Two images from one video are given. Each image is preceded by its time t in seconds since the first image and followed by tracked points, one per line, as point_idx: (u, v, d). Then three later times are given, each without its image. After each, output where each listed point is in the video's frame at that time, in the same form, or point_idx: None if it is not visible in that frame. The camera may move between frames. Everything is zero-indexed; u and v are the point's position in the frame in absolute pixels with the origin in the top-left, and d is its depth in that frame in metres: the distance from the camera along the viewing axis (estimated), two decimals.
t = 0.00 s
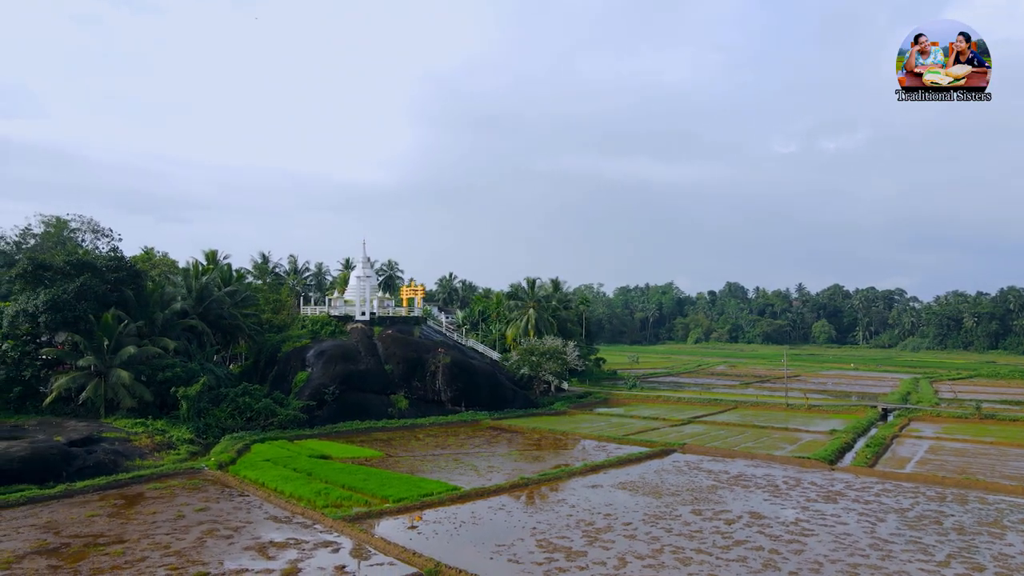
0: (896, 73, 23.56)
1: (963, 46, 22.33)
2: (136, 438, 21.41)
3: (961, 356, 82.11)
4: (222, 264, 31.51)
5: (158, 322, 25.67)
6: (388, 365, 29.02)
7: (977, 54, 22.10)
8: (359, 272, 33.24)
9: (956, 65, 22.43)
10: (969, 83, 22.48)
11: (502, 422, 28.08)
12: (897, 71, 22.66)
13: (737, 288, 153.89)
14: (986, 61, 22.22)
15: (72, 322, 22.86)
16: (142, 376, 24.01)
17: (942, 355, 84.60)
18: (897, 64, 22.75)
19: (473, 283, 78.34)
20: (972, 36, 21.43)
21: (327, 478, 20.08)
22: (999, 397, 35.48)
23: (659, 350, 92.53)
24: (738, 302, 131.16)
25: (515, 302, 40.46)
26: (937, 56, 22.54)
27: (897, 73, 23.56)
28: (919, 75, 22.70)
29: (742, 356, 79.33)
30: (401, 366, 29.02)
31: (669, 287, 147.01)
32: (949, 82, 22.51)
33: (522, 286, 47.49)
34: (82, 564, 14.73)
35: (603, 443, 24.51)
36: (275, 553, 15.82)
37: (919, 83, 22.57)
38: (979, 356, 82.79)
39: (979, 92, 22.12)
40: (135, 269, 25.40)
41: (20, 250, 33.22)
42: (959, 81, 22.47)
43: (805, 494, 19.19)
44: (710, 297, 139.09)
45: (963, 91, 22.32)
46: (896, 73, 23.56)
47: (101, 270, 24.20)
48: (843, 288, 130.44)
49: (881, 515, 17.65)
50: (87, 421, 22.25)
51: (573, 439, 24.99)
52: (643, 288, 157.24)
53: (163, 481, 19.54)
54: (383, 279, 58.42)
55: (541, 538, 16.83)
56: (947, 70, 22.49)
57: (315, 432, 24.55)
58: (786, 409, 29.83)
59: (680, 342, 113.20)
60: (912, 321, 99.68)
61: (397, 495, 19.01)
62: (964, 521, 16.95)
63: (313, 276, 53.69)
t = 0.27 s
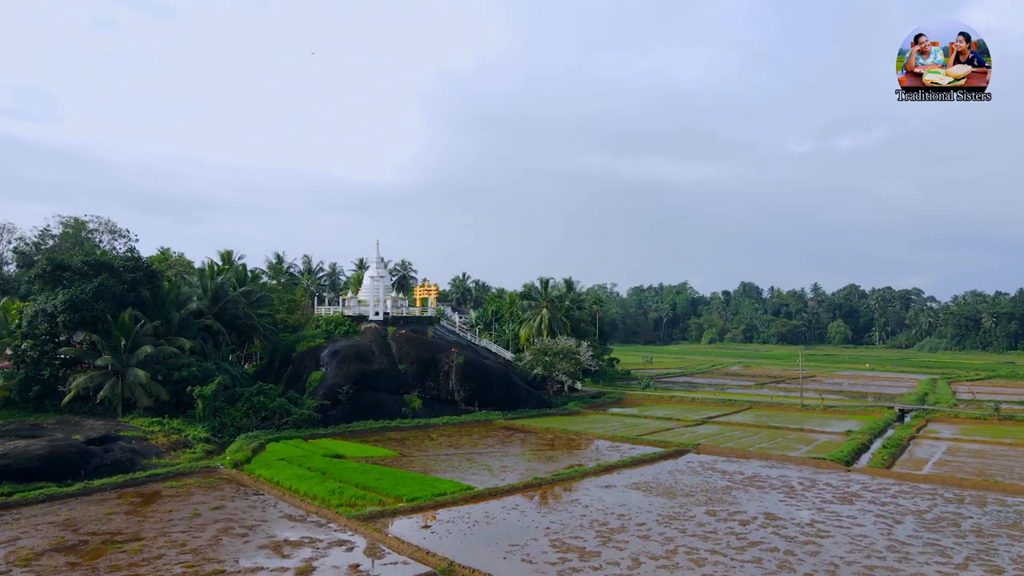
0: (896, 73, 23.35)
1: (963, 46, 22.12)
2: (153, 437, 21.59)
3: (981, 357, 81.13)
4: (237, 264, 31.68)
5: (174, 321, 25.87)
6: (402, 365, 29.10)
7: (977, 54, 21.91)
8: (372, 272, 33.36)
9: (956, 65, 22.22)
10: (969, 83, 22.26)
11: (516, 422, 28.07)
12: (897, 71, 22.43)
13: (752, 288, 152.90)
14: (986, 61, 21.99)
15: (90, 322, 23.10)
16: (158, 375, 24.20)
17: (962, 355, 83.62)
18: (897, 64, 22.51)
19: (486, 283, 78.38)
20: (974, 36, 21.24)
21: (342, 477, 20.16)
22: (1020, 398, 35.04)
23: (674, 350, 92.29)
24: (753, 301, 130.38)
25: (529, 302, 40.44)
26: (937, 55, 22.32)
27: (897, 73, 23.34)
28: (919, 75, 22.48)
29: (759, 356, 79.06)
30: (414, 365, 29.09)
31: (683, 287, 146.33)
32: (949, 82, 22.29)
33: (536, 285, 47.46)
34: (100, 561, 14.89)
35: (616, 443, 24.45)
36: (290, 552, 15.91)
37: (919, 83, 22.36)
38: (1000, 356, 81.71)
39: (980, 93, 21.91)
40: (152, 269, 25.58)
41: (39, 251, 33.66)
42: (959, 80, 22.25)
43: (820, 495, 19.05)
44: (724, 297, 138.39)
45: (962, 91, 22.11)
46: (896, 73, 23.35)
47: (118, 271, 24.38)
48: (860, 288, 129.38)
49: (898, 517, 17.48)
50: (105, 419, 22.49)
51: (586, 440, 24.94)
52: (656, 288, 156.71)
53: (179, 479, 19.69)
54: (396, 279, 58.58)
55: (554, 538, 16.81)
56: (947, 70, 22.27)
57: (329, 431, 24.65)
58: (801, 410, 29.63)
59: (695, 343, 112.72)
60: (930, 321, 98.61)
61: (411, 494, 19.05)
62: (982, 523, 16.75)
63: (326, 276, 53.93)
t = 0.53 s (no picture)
0: (895, 73, 23.14)
1: (963, 46, 21.93)
2: (169, 436, 21.78)
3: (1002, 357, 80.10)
4: (252, 264, 31.80)
5: (190, 321, 26.05)
6: (415, 365, 29.15)
7: (977, 53, 21.71)
8: (386, 273, 33.48)
9: (956, 65, 22.02)
10: (969, 83, 22.04)
11: (529, 422, 28.04)
12: (896, 71, 22.22)
13: (767, 288, 151.84)
14: (986, 61, 21.78)
15: (107, 322, 23.34)
16: (175, 375, 24.38)
17: (981, 356, 82.60)
18: (897, 63, 22.30)
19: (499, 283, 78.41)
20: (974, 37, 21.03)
21: (355, 476, 20.23)
22: None
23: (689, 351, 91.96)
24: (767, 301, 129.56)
25: (542, 302, 40.41)
26: (938, 55, 22.10)
27: (897, 73, 23.13)
28: (919, 75, 22.25)
29: (773, 356, 79.64)
30: (427, 365, 29.15)
31: (697, 287, 145.48)
32: (949, 82, 22.08)
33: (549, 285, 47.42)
34: (118, 559, 15.02)
35: (630, 443, 24.37)
36: (304, 550, 15.98)
37: (919, 83, 22.13)
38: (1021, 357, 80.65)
39: (980, 93, 21.69)
40: (168, 270, 25.75)
41: (58, 252, 34.06)
42: (958, 81, 22.03)
43: (836, 497, 18.90)
44: (739, 297, 137.65)
45: (963, 91, 21.89)
46: (896, 73, 23.14)
47: (135, 272, 24.59)
48: (876, 288, 128.27)
49: (915, 519, 17.30)
50: (122, 418, 22.71)
51: (599, 440, 24.88)
52: (670, 288, 156.15)
53: (195, 478, 19.82)
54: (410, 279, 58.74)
55: (568, 538, 16.78)
56: (947, 70, 22.05)
57: (343, 431, 24.74)
58: (817, 411, 29.40)
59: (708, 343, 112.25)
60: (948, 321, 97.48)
61: (425, 494, 19.08)
62: (1001, 526, 16.55)
63: (340, 276, 54.17)
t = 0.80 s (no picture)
0: (896, 73, 22.96)
1: (963, 46, 21.76)
2: (185, 435, 21.95)
3: None
4: (266, 265, 32.04)
5: (205, 321, 26.22)
6: (429, 365, 29.21)
7: (977, 53, 21.55)
8: (399, 273, 33.58)
9: (956, 65, 21.86)
10: (969, 83, 21.85)
11: (542, 423, 28.00)
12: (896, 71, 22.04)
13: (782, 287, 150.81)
14: (986, 61, 21.59)
15: (125, 322, 23.57)
16: (191, 374, 24.57)
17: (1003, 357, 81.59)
18: (897, 63, 22.13)
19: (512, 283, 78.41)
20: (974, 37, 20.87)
21: (369, 476, 20.29)
22: None
23: (705, 351, 91.72)
24: (782, 301, 128.71)
25: (556, 302, 40.35)
26: (938, 55, 21.91)
27: (897, 73, 22.96)
28: (919, 75, 22.07)
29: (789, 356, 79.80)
30: (441, 365, 29.19)
31: (711, 287, 144.76)
32: (949, 82, 21.89)
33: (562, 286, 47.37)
34: (135, 556, 15.15)
35: (644, 444, 24.28)
36: (319, 549, 16.05)
37: (919, 83, 21.95)
38: None
39: (980, 93, 21.51)
40: (184, 271, 25.93)
41: (76, 252, 34.42)
42: (959, 81, 21.84)
43: (852, 498, 18.74)
44: (753, 297, 136.89)
45: (963, 92, 21.71)
46: (896, 73, 22.96)
47: (152, 272, 24.81)
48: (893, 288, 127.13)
49: (933, 522, 17.12)
50: (139, 417, 22.93)
51: (613, 440, 24.81)
52: (683, 288, 155.63)
53: (211, 477, 19.95)
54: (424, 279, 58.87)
55: (581, 539, 16.74)
56: (947, 70, 21.87)
57: (357, 430, 24.81)
58: (833, 412, 29.16)
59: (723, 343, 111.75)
60: (966, 321, 96.32)
61: (438, 494, 19.11)
62: (1021, 529, 16.33)
63: (354, 277, 54.39)
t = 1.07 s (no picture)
0: (896, 73, 22.81)
1: (963, 46, 21.63)
2: (201, 434, 22.12)
3: None
4: (281, 265, 32.19)
5: (220, 321, 26.39)
6: (442, 364, 29.27)
7: (977, 53, 21.38)
8: (413, 273, 33.67)
9: (956, 65, 21.71)
10: (969, 83, 21.69)
11: (556, 423, 27.96)
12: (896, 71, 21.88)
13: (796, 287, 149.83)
14: (986, 61, 21.45)
15: (141, 322, 23.78)
16: (206, 374, 24.72)
17: None
18: (896, 63, 21.97)
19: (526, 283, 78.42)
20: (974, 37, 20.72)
21: (383, 475, 20.36)
22: None
23: (721, 351, 91.36)
24: (797, 301, 127.86)
25: (569, 302, 40.31)
26: (938, 55, 21.76)
27: (897, 73, 22.81)
28: (919, 75, 21.91)
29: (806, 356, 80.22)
30: (454, 365, 29.23)
31: (725, 287, 144.04)
32: (949, 82, 21.73)
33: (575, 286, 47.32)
34: (151, 554, 15.28)
35: (657, 444, 24.19)
36: (333, 548, 16.13)
37: (919, 83, 21.80)
38: None
39: (980, 93, 21.33)
40: (200, 271, 26.14)
41: (93, 253, 34.78)
42: (959, 81, 21.69)
43: (869, 500, 18.58)
44: (768, 297, 136.11)
45: (963, 92, 21.56)
46: (896, 73, 22.81)
47: (168, 273, 25.03)
48: (910, 288, 126.13)
49: (951, 524, 16.95)
50: (155, 416, 23.11)
51: (626, 441, 24.76)
52: (697, 288, 155.03)
53: (226, 476, 20.08)
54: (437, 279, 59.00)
55: (595, 539, 16.71)
56: (947, 70, 21.72)
57: (370, 430, 24.89)
58: (848, 412, 28.96)
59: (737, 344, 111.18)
60: (984, 322, 95.13)
61: (452, 494, 19.13)
62: None
63: (367, 277, 54.62)
